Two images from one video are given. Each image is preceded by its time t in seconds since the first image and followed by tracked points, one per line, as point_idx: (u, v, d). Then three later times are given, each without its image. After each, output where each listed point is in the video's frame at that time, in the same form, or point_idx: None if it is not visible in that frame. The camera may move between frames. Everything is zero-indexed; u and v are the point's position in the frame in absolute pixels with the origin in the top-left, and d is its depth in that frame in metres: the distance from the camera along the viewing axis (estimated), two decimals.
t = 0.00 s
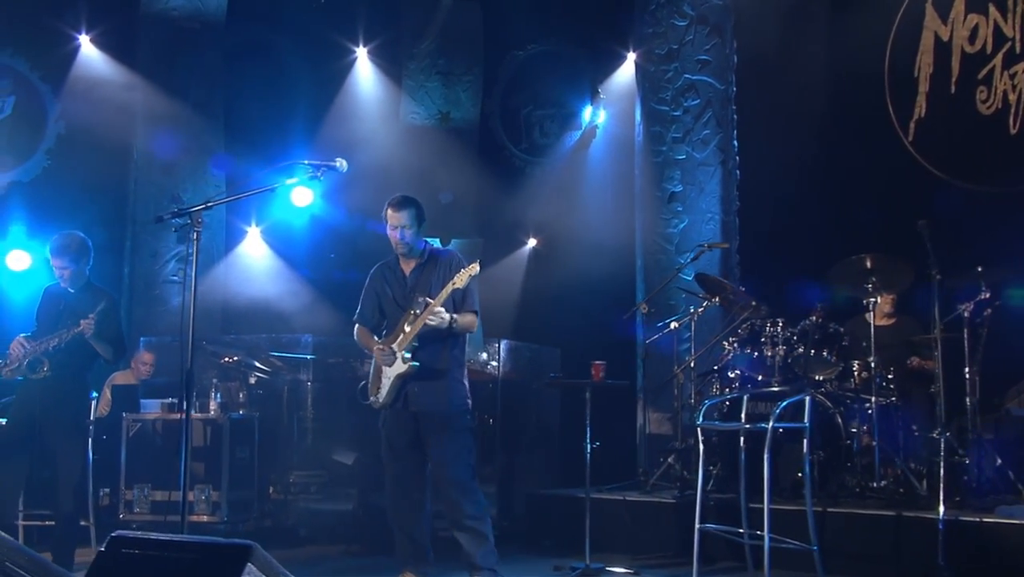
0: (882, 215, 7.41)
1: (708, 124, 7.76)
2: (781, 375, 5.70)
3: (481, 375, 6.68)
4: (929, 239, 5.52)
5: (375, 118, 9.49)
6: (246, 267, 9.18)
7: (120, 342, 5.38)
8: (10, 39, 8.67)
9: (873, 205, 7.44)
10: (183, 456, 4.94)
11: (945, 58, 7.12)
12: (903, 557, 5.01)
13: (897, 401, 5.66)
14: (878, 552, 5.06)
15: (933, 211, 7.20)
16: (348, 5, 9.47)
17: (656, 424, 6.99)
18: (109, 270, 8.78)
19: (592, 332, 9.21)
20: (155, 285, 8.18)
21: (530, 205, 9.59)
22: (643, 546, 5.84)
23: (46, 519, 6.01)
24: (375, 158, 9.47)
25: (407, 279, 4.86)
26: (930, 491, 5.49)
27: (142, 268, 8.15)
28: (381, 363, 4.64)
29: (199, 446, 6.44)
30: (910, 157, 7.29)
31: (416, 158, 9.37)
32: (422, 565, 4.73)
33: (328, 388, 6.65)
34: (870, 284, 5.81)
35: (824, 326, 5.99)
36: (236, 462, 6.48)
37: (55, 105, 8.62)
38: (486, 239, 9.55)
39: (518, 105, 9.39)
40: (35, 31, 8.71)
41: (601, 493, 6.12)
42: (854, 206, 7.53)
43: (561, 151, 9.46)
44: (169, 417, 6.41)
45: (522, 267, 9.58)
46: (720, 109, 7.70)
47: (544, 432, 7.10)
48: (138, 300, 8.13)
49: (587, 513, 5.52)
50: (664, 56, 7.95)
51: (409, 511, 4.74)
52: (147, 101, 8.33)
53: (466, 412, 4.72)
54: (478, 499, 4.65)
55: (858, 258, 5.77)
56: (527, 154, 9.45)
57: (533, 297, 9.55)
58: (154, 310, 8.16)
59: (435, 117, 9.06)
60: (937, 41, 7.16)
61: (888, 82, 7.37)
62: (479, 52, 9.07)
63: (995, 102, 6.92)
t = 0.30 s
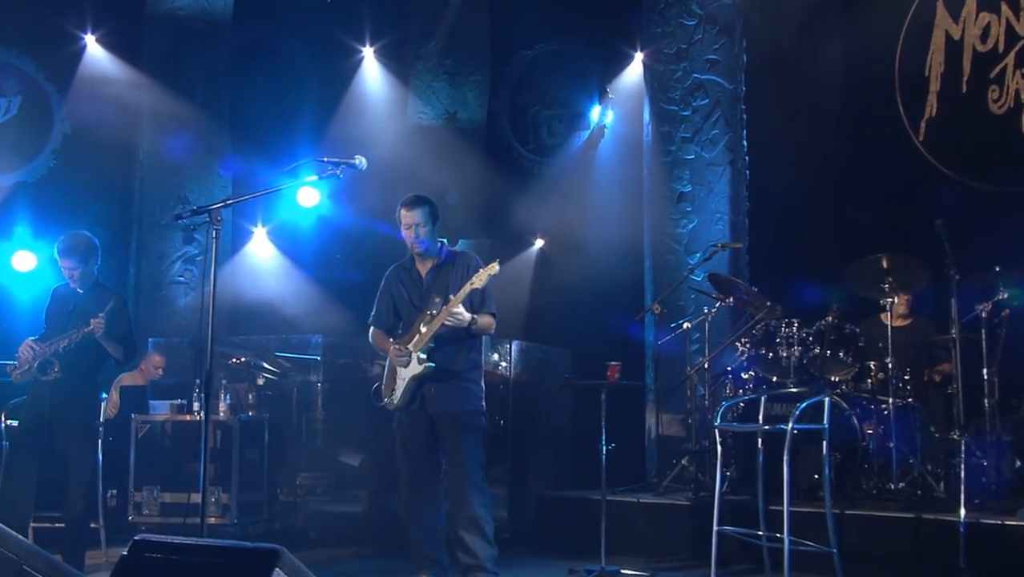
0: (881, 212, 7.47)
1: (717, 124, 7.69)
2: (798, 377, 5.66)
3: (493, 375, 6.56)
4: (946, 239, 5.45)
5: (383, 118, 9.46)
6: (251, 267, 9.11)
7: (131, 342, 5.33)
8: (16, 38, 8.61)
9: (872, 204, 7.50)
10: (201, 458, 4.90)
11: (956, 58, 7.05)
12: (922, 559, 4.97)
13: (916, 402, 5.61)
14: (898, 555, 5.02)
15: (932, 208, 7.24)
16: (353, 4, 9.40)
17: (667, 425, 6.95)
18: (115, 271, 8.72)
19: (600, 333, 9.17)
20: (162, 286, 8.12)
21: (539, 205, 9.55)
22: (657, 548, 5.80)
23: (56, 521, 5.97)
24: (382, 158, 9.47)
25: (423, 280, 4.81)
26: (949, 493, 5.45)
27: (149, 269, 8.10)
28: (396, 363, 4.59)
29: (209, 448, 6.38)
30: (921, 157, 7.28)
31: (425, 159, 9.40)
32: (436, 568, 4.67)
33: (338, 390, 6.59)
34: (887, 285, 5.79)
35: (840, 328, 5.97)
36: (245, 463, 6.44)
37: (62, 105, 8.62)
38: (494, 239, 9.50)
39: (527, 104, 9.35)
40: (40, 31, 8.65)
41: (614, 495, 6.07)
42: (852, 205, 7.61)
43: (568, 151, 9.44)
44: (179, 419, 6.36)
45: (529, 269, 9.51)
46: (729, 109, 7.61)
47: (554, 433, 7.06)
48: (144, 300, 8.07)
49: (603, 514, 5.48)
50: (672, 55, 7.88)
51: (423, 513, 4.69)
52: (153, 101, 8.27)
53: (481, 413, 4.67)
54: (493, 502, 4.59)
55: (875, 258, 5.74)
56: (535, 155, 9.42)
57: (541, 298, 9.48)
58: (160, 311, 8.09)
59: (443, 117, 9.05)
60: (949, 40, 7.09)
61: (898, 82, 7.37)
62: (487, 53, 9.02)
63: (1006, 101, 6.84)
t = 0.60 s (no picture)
0: (883, 213, 7.49)
1: (724, 125, 7.59)
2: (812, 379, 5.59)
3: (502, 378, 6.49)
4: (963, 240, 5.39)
5: (388, 118, 9.40)
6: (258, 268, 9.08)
7: (137, 341, 5.31)
8: (19, 39, 8.55)
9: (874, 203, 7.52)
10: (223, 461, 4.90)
11: (965, 58, 7.03)
12: (941, 562, 4.92)
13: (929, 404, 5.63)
14: (916, 558, 4.97)
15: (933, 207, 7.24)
16: (358, 5, 9.36)
17: (678, 428, 6.90)
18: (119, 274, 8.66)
19: (607, 335, 9.11)
20: (166, 288, 8.04)
21: (544, 207, 9.51)
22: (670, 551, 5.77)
23: (64, 525, 5.91)
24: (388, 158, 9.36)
25: (438, 279, 4.76)
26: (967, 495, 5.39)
27: (153, 271, 8.02)
28: (409, 361, 4.57)
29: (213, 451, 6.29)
30: (930, 159, 7.26)
31: (428, 160, 9.32)
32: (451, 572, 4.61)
33: (346, 393, 6.53)
34: (903, 285, 5.75)
35: (855, 330, 5.92)
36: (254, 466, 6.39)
37: (65, 106, 8.57)
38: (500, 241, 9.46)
39: (533, 105, 9.36)
40: (44, 32, 8.60)
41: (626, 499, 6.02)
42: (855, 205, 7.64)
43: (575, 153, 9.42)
44: (185, 420, 6.30)
45: (535, 272, 9.50)
46: (735, 110, 7.51)
47: (563, 436, 7.01)
48: (148, 302, 7.99)
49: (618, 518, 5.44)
50: (679, 57, 7.76)
51: (438, 517, 4.62)
52: (157, 101, 8.21)
53: (496, 415, 4.62)
54: (509, 505, 4.54)
55: (890, 259, 5.71)
56: (541, 156, 9.41)
57: (546, 300, 9.46)
58: (164, 314, 8.00)
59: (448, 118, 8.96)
60: (958, 41, 7.08)
61: (907, 84, 7.39)
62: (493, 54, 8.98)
63: (1016, 102, 6.79)
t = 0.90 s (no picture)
0: (885, 213, 7.46)
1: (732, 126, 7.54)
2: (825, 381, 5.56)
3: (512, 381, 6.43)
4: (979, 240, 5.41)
5: (395, 120, 9.40)
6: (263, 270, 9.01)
7: (144, 341, 5.23)
8: (21, 39, 8.49)
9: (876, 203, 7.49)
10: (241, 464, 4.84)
11: (973, 58, 6.94)
12: (960, 567, 4.89)
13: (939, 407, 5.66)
14: (933, 563, 4.95)
15: (931, 206, 7.24)
16: (363, 6, 9.33)
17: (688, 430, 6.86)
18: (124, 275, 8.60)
19: (614, 337, 9.09)
20: (170, 290, 7.97)
21: (550, 208, 9.44)
22: (684, 555, 5.75)
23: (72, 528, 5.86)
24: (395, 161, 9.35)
25: (453, 280, 4.72)
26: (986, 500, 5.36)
27: (157, 273, 7.95)
28: (425, 364, 4.52)
29: (222, 453, 6.26)
30: (939, 160, 7.18)
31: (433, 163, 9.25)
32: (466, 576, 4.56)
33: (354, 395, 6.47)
34: (918, 287, 5.73)
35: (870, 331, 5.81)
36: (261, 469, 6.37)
37: (69, 107, 8.50)
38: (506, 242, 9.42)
39: (540, 106, 9.31)
40: (47, 32, 8.54)
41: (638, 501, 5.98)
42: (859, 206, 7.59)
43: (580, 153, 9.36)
44: (193, 423, 6.25)
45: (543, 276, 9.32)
46: (743, 111, 7.48)
47: (572, 438, 6.98)
48: (152, 304, 7.93)
49: (632, 521, 5.42)
50: (687, 57, 7.80)
51: (452, 520, 4.58)
52: (162, 102, 8.17)
53: (511, 418, 4.58)
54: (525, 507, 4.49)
55: (904, 261, 5.67)
56: (547, 158, 9.36)
57: (553, 301, 9.34)
58: (168, 316, 7.94)
59: (455, 119, 8.90)
60: (967, 41, 6.99)
61: (916, 85, 7.30)
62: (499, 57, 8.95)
63: None
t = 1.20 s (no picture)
0: (890, 217, 7.43)
1: (735, 130, 7.51)
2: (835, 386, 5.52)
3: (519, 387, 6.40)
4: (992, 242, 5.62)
5: (398, 124, 9.32)
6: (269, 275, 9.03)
7: (146, 342, 5.16)
8: (21, 41, 8.42)
9: (880, 207, 7.47)
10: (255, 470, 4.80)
11: (980, 62, 6.90)
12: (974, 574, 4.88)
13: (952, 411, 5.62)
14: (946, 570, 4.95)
15: (936, 207, 7.21)
16: (365, 9, 9.27)
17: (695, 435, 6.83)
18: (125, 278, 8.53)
19: (616, 340, 9.11)
20: (170, 293, 7.91)
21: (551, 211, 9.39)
22: (693, 561, 5.72)
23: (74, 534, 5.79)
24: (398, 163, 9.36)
25: (461, 284, 4.66)
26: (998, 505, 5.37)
27: (157, 276, 7.88)
28: (435, 370, 4.50)
29: (228, 458, 6.24)
30: (944, 164, 7.15)
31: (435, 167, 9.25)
32: None
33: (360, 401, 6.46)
34: (929, 290, 5.78)
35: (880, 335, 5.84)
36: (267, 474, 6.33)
37: (70, 109, 8.42)
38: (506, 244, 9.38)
39: (541, 109, 9.20)
40: (47, 34, 8.47)
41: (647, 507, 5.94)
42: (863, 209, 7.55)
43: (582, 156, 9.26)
44: (198, 428, 6.19)
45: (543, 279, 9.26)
46: (747, 115, 7.44)
47: (578, 443, 6.94)
48: (152, 308, 7.85)
49: (641, 527, 5.39)
50: (691, 60, 7.71)
51: (462, 527, 4.52)
52: (163, 104, 8.08)
53: (521, 424, 4.52)
54: (537, 514, 4.45)
55: (916, 265, 5.67)
56: (550, 161, 9.25)
57: (554, 303, 9.29)
58: (168, 319, 7.87)
59: (456, 122, 8.92)
60: (973, 45, 6.95)
61: (921, 88, 7.27)
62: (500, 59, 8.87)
63: None
